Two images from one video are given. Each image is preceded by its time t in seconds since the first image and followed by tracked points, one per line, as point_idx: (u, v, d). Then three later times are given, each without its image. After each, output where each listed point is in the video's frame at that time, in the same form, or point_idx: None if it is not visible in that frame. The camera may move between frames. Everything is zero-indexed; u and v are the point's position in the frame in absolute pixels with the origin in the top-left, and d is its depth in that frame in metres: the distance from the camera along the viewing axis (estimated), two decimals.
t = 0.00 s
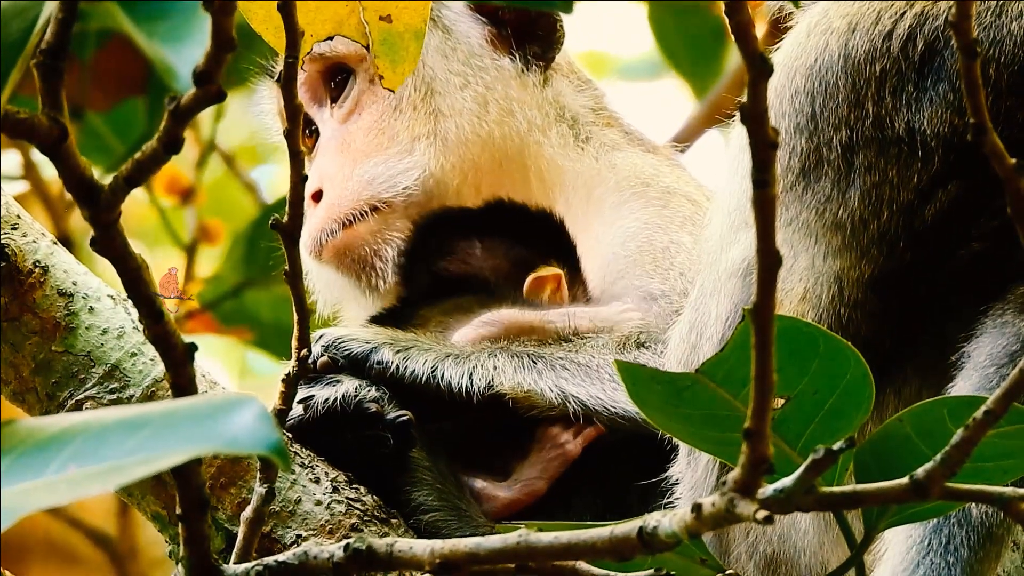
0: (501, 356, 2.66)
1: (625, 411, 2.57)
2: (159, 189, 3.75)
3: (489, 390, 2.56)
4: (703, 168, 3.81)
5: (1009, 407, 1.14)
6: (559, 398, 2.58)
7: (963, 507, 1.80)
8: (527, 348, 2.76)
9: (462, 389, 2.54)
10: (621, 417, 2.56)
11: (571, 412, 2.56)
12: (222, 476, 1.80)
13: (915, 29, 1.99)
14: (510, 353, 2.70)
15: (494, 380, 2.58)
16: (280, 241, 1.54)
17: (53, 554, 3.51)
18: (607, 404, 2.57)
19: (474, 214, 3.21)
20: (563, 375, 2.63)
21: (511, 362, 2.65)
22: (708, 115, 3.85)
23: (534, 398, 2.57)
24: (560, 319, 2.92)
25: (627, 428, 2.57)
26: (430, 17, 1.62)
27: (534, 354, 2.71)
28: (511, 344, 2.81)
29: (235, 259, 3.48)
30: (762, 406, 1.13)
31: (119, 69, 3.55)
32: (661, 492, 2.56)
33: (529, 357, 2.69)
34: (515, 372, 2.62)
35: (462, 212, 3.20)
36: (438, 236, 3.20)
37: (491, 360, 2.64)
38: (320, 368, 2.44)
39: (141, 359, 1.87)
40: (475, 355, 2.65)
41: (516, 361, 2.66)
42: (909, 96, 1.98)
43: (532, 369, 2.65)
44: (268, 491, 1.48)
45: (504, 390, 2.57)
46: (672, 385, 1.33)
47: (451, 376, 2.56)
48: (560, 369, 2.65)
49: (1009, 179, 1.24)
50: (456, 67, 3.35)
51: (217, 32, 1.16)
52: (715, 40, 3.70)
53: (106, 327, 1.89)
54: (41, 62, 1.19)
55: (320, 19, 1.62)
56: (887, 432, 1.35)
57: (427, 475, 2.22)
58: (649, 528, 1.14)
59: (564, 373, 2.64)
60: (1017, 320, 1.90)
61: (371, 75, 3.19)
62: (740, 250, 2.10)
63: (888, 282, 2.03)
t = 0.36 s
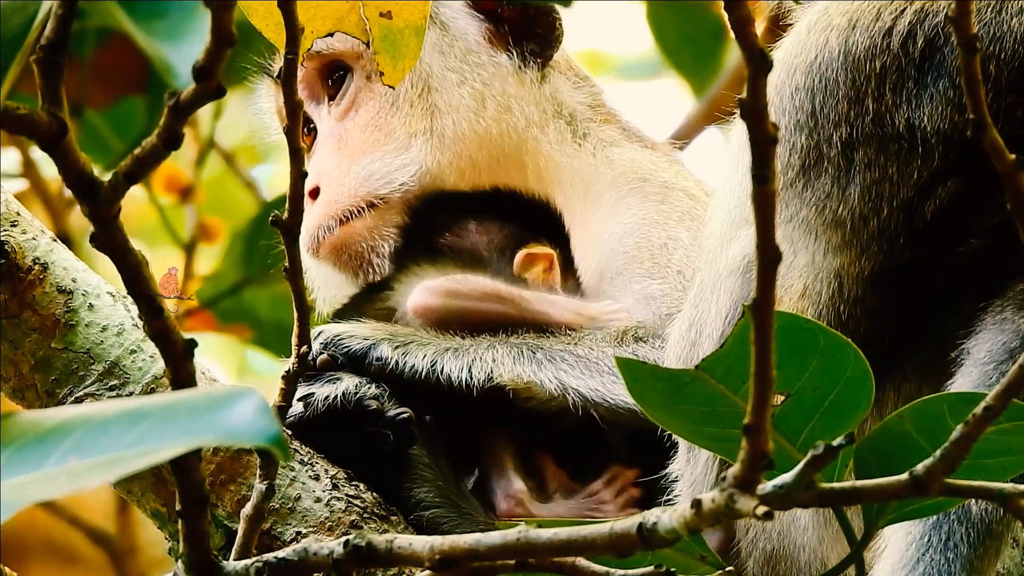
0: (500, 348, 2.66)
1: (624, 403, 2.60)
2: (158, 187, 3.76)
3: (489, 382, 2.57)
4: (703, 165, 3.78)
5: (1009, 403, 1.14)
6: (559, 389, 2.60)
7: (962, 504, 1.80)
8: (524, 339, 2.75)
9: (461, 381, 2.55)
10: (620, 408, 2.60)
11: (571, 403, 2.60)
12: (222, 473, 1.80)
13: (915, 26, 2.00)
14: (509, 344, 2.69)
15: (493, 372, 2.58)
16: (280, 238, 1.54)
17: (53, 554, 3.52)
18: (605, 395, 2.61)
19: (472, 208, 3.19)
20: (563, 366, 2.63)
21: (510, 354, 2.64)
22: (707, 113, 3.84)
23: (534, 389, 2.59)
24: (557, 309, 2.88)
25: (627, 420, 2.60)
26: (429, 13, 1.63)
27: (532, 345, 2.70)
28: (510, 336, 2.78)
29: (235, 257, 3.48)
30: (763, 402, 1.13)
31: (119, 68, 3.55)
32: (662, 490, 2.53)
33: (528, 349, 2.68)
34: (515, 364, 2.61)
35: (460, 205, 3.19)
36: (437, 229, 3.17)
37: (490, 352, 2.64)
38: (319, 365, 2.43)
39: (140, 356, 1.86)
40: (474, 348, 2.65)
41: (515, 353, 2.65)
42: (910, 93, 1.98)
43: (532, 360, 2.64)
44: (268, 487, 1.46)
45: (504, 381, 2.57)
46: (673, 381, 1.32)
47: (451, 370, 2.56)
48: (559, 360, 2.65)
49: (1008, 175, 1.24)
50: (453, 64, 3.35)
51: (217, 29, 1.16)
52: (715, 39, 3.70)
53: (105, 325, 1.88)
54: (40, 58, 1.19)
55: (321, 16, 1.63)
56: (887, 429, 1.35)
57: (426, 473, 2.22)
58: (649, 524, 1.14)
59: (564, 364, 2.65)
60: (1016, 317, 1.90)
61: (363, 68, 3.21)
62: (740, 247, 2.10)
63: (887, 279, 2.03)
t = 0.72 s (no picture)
0: (497, 349, 2.66)
1: (619, 405, 2.61)
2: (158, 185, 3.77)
3: (485, 383, 2.56)
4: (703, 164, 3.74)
5: (1008, 400, 1.14)
6: (554, 391, 2.60)
7: (961, 502, 1.80)
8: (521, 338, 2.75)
9: (457, 383, 2.55)
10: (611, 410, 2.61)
11: (566, 403, 2.60)
12: (221, 471, 1.81)
13: (914, 24, 2.00)
14: (505, 345, 2.69)
15: (490, 372, 2.59)
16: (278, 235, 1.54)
17: (53, 554, 3.52)
18: (598, 397, 2.62)
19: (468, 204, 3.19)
20: (558, 367, 2.65)
21: (506, 354, 2.65)
22: (707, 112, 3.80)
23: (529, 390, 2.59)
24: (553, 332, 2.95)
25: (621, 421, 2.61)
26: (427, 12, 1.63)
27: (529, 346, 2.71)
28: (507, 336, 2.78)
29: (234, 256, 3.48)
30: (761, 398, 1.13)
31: (120, 67, 3.56)
32: (661, 487, 2.56)
33: (524, 350, 2.69)
34: (511, 364, 2.62)
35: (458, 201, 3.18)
36: (435, 224, 3.15)
37: (487, 352, 2.64)
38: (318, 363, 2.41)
39: (139, 354, 1.87)
40: (471, 348, 2.65)
41: (512, 353, 2.66)
42: (909, 91, 1.99)
43: (529, 360, 2.66)
44: (266, 486, 1.47)
45: (501, 381, 2.57)
46: (671, 378, 1.32)
47: (447, 371, 2.55)
48: (554, 362, 2.67)
49: (1007, 173, 1.23)
50: (451, 60, 3.32)
51: (216, 27, 1.16)
52: (714, 38, 3.71)
53: (104, 323, 1.89)
54: (39, 56, 1.19)
55: (320, 14, 1.64)
56: (884, 426, 1.35)
57: (426, 471, 2.22)
58: (647, 522, 1.14)
59: (559, 365, 2.66)
60: (1015, 315, 1.89)
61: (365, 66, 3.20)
62: (739, 246, 2.10)
63: (885, 277, 2.03)
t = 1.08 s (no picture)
0: (495, 350, 2.67)
1: (616, 404, 2.61)
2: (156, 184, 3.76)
3: (483, 383, 2.56)
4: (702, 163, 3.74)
5: (1006, 400, 1.14)
6: (552, 391, 2.61)
7: (959, 501, 1.80)
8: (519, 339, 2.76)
9: (455, 383, 2.54)
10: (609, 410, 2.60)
11: (564, 404, 2.60)
12: (219, 471, 1.80)
13: (912, 23, 2.00)
14: (503, 345, 2.70)
15: (488, 372, 2.59)
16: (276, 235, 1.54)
17: (53, 554, 3.53)
18: (597, 396, 2.61)
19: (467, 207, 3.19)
20: (556, 367, 2.66)
21: (505, 355, 2.66)
22: (706, 113, 3.80)
23: (528, 390, 2.59)
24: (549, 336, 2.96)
25: (618, 422, 2.60)
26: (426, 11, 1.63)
27: (527, 347, 2.72)
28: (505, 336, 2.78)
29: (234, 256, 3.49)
30: (759, 398, 1.13)
31: (119, 67, 3.55)
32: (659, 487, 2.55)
33: (522, 350, 2.70)
34: (509, 365, 2.63)
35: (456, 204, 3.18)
36: (434, 226, 3.16)
37: (485, 353, 2.65)
38: (315, 362, 2.43)
39: (138, 353, 1.86)
40: (469, 348, 2.65)
41: (509, 354, 2.67)
42: (907, 90, 1.99)
43: (527, 361, 2.66)
44: (265, 485, 1.47)
45: (499, 382, 2.57)
46: (670, 378, 1.32)
47: (446, 371, 2.55)
48: (552, 362, 2.68)
49: (1005, 172, 1.23)
50: (450, 61, 3.32)
51: (214, 25, 1.16)
52: (712, 39, 3.71)
53: (103, 323, 1.89)
54: (36, 55, 1.19)
55: (319, 14, 1.63)
56: (884, 426, 1.35)
57: (425, 470, 2.22)
58: (646, 521, 1.14)
59: (557, 365, 2.67)
60: (1014, 314, 1.89)
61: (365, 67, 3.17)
62: (737, 245, 2.10)
63: (883, 276, 2.03)
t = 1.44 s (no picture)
0: (494, 354, 2.66)
1: (615, 409, 2.60)
2: (155, 185, 3.73)
3: (482, 387, 2.55)
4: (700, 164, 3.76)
5: (1004, 403, 1.14)
6: (551, 395, 2.60)
7: (958, 503, 1.80)
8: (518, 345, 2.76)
9: (454, 386, 2.54)
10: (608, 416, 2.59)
11: (562, 408, 2.59)
12: (218, 472, 1.81)
13: (912, 25, 2.00)
14: (501, 350, 2.69)
15: (487, 376, 2.58)
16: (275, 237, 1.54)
17: (52, 554, 3.53)
18: (597, 402, 2.61)
19: (475, 224, 3.15)
20: (555, 372, 2.65)
21: (503, 360, 2.65)
22: (705, 113, 3.83)
23: (527, 395, 2.58)
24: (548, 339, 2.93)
25: (617, 426, 2.59)
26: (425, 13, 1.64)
27: (525, 351, 2.72)
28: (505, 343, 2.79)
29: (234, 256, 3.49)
30: (758, 400, 1.13)
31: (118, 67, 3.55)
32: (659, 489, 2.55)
33: (520, 355, 2.69)
34: (508, 370, 2.62)
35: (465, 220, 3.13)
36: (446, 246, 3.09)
37: (484, 358, 2.64)
38: (315, 364, 2.43)
39: (137, 355, 1.86)
40: (468, 352, 2.64)
41: (508, 359, 2.66)
42: (906, 92, 1.99)
43: (525, 366, 2.66)
44: (264, 486, 1.47)
45: (497, 386, 2.56)
46: (668, 380, 1.32)
47: (446, 374, 2.55)
48: (551, 366, 2.68)
49: (1003, 174, 1.24)
50: (456, 79, 3.27)
51: (213, 26, 1.16)
52: (711, 43, 3.71)
53: (102, 324, 1.89)
54: (36, 57, 1.19)
55: (318, 15, 1.63)
56: (882, 428, 1.35)
57: (424, 472, 2.22)
58: (645, 523, 1.14)
59: (556, 371, 2.66)
60: (1013, 316, 1.89)
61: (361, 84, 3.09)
62: (736, 247, 2.10)
63: (882, 277, 2.03)
